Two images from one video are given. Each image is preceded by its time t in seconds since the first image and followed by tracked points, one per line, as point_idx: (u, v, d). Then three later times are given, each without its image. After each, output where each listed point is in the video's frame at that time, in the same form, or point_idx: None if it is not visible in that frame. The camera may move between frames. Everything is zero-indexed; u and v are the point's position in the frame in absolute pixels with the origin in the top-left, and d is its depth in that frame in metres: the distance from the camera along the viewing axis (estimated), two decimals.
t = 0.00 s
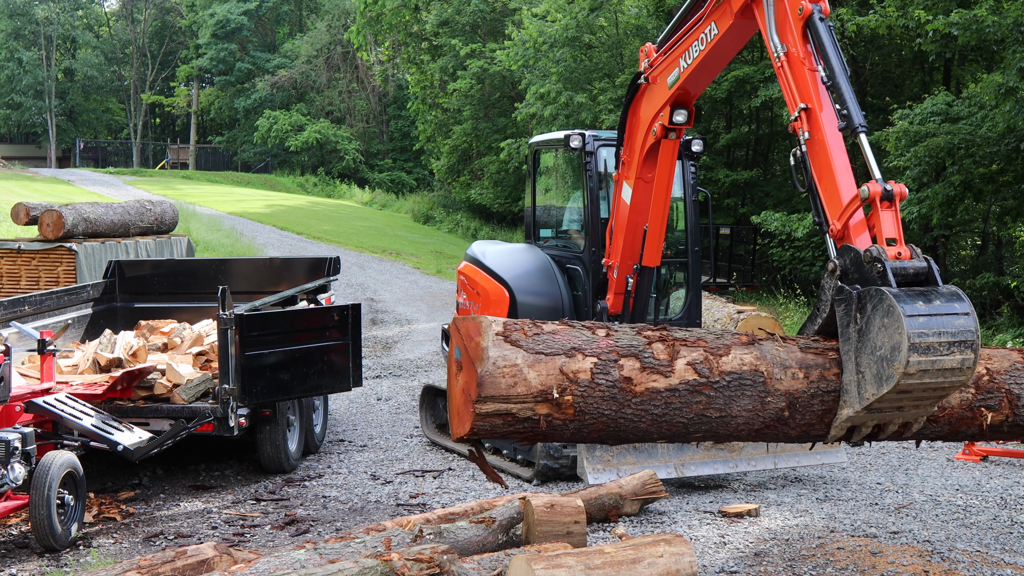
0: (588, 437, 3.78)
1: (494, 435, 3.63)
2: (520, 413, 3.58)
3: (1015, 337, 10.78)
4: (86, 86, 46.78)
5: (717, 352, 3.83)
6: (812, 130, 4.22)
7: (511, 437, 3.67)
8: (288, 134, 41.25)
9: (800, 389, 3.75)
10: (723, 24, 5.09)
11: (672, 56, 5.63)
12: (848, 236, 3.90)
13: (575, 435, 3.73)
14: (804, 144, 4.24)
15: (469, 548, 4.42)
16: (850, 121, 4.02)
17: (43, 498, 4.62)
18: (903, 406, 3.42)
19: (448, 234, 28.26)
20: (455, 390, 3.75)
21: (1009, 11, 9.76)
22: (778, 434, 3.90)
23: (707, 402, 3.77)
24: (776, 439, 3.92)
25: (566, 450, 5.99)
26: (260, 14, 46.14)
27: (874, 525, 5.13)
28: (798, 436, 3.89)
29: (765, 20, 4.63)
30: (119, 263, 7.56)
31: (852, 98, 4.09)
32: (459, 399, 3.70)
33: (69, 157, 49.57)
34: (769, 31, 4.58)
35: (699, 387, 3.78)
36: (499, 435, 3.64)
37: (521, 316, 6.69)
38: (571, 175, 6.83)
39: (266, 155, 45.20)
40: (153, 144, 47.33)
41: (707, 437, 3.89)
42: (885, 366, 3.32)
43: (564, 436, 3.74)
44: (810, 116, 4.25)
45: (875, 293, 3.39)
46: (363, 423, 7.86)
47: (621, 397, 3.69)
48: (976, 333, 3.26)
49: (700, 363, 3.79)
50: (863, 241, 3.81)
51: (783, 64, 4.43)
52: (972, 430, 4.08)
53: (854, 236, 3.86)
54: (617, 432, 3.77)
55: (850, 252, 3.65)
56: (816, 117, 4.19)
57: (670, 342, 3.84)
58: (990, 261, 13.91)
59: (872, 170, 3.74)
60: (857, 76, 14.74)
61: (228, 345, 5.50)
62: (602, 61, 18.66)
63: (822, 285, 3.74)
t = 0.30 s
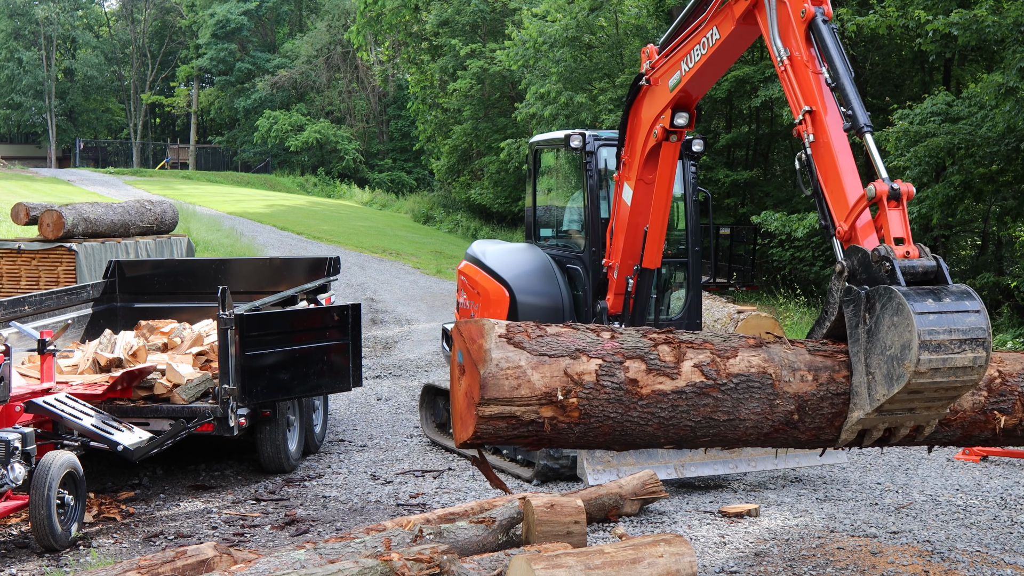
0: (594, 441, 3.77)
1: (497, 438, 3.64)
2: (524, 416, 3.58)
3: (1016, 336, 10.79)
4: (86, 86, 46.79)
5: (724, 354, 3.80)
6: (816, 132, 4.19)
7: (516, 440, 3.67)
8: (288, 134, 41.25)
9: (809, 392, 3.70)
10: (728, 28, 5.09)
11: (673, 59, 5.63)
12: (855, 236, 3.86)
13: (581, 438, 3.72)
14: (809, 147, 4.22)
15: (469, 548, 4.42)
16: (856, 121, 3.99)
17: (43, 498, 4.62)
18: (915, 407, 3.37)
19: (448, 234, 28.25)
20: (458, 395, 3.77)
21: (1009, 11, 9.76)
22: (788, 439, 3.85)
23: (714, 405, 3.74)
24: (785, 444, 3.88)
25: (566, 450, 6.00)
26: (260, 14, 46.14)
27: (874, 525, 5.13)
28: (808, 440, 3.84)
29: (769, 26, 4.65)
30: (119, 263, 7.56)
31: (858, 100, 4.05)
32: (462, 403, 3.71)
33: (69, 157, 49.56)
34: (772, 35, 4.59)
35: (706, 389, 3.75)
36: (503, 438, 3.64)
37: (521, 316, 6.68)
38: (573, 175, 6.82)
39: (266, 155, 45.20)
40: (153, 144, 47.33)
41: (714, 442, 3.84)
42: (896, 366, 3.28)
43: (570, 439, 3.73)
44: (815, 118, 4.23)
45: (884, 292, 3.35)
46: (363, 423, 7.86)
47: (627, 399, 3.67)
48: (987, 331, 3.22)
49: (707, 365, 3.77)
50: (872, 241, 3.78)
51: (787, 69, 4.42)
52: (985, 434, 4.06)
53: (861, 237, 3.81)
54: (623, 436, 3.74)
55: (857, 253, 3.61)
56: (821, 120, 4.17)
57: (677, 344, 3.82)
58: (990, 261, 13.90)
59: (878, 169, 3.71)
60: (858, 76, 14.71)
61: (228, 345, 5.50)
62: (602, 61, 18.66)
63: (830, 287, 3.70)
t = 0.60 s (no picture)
0: (601, 442, 3.73)
1: (503, 438, 3.60)
2: (530, 414, 3.55)
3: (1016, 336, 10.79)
4: (86, 86, 46.79)
5: (733, 352, 3.79)
6: (822, 133, 4.20)
7: (522, 440, 3.64)
8: (288, 134, 41.25)
9: (820, 390, 3.69)
10: (730, 31, 5.11)
11: (675, 61, 5.64)
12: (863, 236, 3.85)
13: (588, 438, 3.69)
14: (815, 148, 4.22)
15: (469, 548, 4.42)
16: (860, 118, 4.00)
17: (44, 498, 4.62)
18: (927, 403, 3.35)
19: (448, 234, 28.24)
20: (463, 395, 3.76)
21: (1009, 11, 9.75)
22: (799, 440, 3.82)
23: (724, 403, 3.71)
24: (796, 444, 3.85)
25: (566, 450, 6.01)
26: (260, 14, 46.13)
27: (874, 525, 5.13)
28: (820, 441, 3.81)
29: (770, 28, 4.67)
30: (119, 263, 7.56)
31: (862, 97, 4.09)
32: (467, 404, 3.69)
33: (69, 157, 49.56)
34: (775, 37, 4.61)
35: (715, 387, 3.73)
36: (510, 438, 3.61)
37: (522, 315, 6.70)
38: (573, 175, 6.82)
39: (266, 155, 45.19)
40: (153, 144, 47.32)
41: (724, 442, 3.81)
42: (908, 360, 3.25)
43: (577, 439, 3.70)
44: (820, 119, 4.23)
45: (894, 286, 3.34)
46: (362, 423, 7.86)
47: (635, 397, 3.65)
48: (1000, 324, 3.21)
49: (716, 362, 3.75)
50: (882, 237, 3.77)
51: (790, 71, 4.43)
52: (1000, 434, 4.01)
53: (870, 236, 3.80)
54: (631, 436, 3.72)
55: (866, 249, 3.59)
56: (826, 121, 4.18)
57: (685, 342, 3.81)
58: (989, 261, 13.90)
59: (886, 164, 3.70)
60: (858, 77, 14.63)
61: (228, 345, 5.50)
62: (602, 61, 18.67)
63: (839, 285, 3.68)
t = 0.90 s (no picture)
0: (614, 439, 3.70)
1: (514, 434, 3.57)
2: (541, 409, 3.53)
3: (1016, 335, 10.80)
4: (86, 86, 46.79)
5: (747, 347, 3.78)
6: (829, 131, 4.18)
7: (533, 436, 3.61)
8: (288, 134, 41.24)
9: (836, 384, 3.66)
10: (733, 33, 5.12)
11: (677, 63, 5.64)
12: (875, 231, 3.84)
13: (600, 434, 3.66)
14: (822, 147, 4.19)
15: (469, 548, 4.42)
16: (869, 112, 4.00)
17: (43, 498, 4.62)
18: (946, 394, 3.33)
19: (448, 234, 28.24)
20: (471, 393, 3.75)
21: (1009, 11, 9.75)
22: (816, 437, 3.78)
23: (738, 397, 3.69)
24: (811, 442, 3.81)
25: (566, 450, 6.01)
26: (260, 14, 46.14)
27: (874, 525, 5.13)
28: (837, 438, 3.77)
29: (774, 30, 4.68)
30: (119, 263, 7.56)
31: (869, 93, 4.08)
32: (476, 400, 3.68)
33: (68, 157, 49.55)
34: (777, 38, 4.62)
35: (729, 381, 3.71)
36: (520, 434, 3.58)
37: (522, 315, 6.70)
38: (573, 175, 6.82)
39: (266, 155, 45.19)
40: (153, 144, 47.32)
41: (737, 439, 3.78)
42: (925, 349, 3.23)
43: (589, 435, 3.67)
44: (826, 117, 4.22)
45: (909, 275, 3.33)
46: (363, 423, 7.86)
47: (647, 391, 3.63)
48: (1018, 310, 3.19)
49: (729, 356, 3.74)
50: (894, 230, 3.76)
51: (795, 72, 4.44)
52: (1020, 432, 3.95)
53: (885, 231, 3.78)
54: (643, 432, 3.69)
55: (878, 242, 3.59)
56: (833, 119, 4.16)
57: (697, 337, 3.81)
58: (989, 261, 13.90)
59: (896, 157, 3.69)
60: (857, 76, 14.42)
61: (228, 345, 5.50)
62: (602, 61, 18.67)
63: (851, 280, 3.67)
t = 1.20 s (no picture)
0: (631, 431, 3.66)
1: (528, 426, 3.53)
2: (555, 399, 3.49)
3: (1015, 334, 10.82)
4: (87, 86, 46.82)
5: (765, 338, 3.76)
6: (839, 128, 4.19)
7: (547, 429, 3.57)
8: (288, 134, 41.24)
9: (857, 375, 3.62)
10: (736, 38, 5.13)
11: (679, 66, 5.66)
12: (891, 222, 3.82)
13: (618, 426, 3.62)
14: (833, 144, 4.20)
15: (469, 549, 4.42)
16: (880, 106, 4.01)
17: (44, 498, 4.62)
18: (971, 380, 3.31)
19: (448, 234, 28.24)
20: (483, 386, 3.71)
21: (1010, 11, 9.75)
22: (838, 431, 3.73)
23: (758, 387, 3.65)
24: (833, 437, 3.76)
25: (566, 451, 6.01)
26: (260, 14, 46.13)
27: (874, 525, 5.13)
28: (860, 433, 3.72)
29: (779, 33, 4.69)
30: (119, 263, 7.56)
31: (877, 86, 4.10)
32: (489, 394, 3.65)
33: (68, 157, 49.55)
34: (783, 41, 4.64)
35: (748, 370, 3.67)
36: (535, 426, 3.54)
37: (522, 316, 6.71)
38: (573, 175, 6.82)
39: (266, 155, 45.20)
40: (153, 144, 47.34)
41: (759, 433, 3.73)
42: (948, 333, 3.22)
43: (605, 429, 3.63)
44: (836, 115, 4.23)
45: (928, 259, 3.33)
46: (363, 423, 7.86)
47: (665, 380, 3.60)
48: None
49: (747, 346, 3.71)
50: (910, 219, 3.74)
51: (802, 73, 4.45)
52: None
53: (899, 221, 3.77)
54: (662, 424, 3.65)
55: (895, 232, 3.58)
56: (843, 116, 4.17)
57: (714, 328, 3.78)
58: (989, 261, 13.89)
59: (910, 146, 3.72)
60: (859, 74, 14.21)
61: (228, 344, 5.50)
62: (602, 61, 18.67)
63: (869, 272, 3.67)
